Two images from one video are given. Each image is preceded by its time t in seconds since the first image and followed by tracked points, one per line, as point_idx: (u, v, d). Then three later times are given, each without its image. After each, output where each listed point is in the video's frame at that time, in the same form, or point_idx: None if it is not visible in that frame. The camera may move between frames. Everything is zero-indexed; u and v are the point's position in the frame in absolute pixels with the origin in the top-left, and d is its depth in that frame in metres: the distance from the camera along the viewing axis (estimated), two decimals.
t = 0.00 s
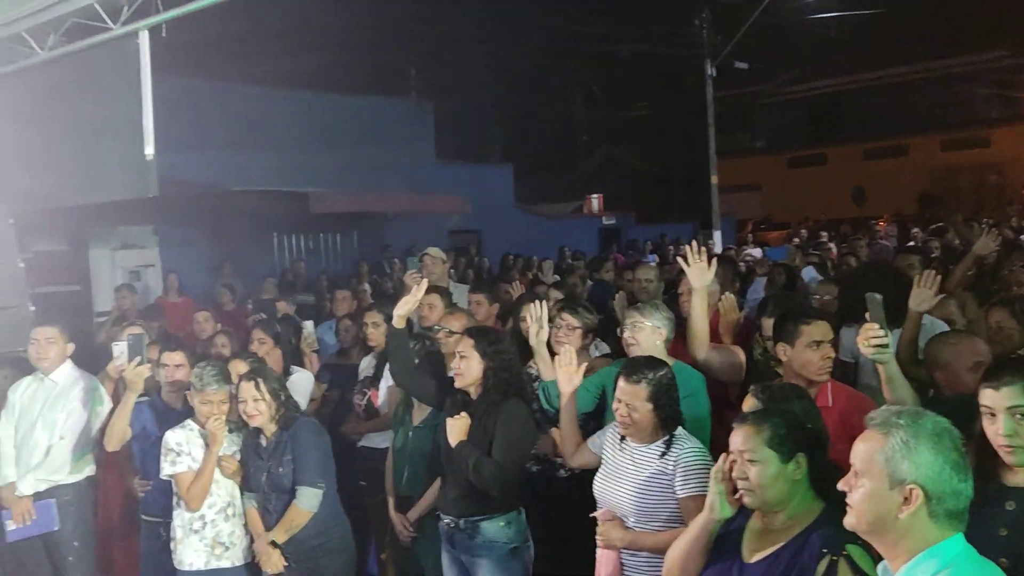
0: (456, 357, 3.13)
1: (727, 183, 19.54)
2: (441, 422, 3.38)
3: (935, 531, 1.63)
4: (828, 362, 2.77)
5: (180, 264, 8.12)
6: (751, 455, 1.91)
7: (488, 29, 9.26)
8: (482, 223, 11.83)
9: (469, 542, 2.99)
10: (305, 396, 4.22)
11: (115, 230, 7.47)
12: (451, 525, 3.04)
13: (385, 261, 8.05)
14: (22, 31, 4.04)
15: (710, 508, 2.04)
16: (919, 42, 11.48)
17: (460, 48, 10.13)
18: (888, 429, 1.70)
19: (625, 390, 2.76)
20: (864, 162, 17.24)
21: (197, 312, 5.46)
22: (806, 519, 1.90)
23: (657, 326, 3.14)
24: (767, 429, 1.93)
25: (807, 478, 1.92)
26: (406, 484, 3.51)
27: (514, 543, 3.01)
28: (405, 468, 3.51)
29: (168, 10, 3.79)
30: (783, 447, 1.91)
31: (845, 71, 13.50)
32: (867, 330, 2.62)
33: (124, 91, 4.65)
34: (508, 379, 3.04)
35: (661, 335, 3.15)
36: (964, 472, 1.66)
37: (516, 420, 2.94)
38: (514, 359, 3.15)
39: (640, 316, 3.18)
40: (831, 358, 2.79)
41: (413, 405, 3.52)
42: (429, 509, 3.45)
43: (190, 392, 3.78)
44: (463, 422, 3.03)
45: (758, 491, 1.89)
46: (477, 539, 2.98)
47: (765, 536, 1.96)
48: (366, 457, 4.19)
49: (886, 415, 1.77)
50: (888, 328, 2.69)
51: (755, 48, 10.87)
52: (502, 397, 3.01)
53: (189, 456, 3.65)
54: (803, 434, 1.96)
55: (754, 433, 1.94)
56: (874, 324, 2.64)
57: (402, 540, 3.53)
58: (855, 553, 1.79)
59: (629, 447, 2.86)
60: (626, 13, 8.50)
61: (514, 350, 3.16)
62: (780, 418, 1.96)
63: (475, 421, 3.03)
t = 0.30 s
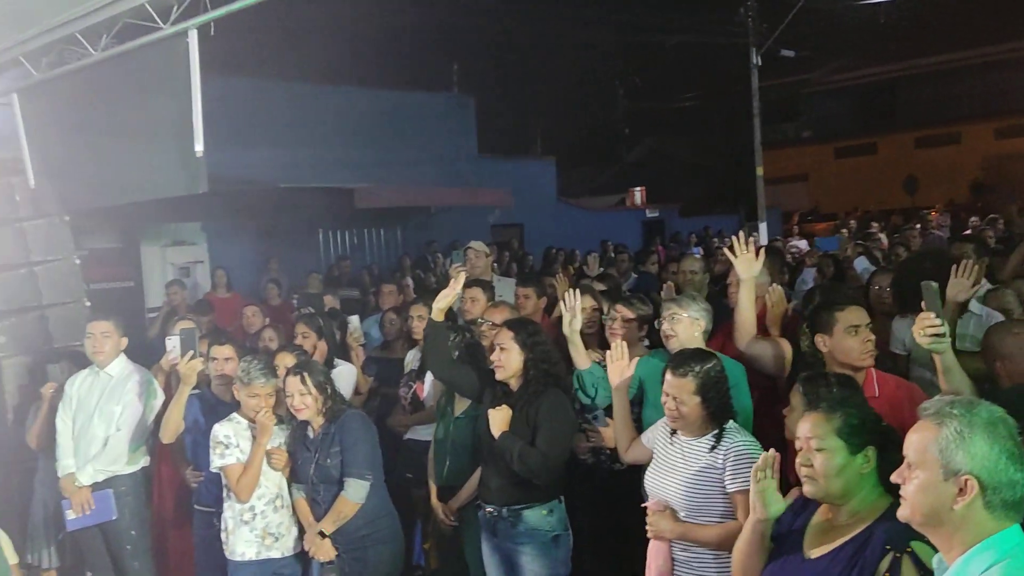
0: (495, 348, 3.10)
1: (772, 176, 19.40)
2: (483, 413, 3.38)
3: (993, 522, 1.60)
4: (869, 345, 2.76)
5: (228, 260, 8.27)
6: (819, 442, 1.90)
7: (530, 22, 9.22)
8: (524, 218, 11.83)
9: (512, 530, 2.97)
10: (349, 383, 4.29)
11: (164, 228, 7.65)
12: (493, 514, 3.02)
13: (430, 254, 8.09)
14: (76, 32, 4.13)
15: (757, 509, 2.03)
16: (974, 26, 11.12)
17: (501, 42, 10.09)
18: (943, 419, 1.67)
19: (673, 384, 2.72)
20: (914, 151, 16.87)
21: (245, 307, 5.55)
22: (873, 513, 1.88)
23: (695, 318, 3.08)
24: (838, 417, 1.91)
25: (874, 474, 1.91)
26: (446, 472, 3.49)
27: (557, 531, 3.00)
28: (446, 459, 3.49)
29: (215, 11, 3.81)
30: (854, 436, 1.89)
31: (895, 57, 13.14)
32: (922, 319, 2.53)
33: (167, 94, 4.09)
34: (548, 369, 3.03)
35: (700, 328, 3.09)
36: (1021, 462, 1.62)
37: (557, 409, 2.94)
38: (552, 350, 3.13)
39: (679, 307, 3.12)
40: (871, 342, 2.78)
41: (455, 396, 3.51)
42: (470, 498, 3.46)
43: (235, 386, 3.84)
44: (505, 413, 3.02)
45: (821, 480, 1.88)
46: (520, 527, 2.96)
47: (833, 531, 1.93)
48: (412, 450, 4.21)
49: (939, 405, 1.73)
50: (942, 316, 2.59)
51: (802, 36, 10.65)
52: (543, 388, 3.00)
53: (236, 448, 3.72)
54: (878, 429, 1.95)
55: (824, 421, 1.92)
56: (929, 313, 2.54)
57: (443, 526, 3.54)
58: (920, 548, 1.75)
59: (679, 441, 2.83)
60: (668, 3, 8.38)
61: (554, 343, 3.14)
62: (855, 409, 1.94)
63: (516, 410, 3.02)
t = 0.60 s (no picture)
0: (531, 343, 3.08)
1: (813, 168, 19.05)
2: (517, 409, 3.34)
3: None
4: (904, 336, 2.81)
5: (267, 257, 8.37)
6: (875, 435, 1.88)
7: (566, 14, 9.13)
8: (560, 212, 11.78)
9: (554, 522, 2.96)
10: (382, 378, 4.32)
11: (205, 226, 7.77)
12: (534, 506, 3.00)
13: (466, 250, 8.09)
14: (119, 34, 4.19)
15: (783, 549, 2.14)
16: None
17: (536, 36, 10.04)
18: (985, 413, 1.63)
19: (715, 377, 2.68)
20: (960, 141, 16.44)
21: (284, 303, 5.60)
22: (927, 511, 1.85)
23: (732, 312, 3.03)
24: (899, 414, 1.89)
25: (933, 473, 1.86)
26: (479, 465, 3.46)
27: (599, 522, 2.99)
28: (479, 456, 3.46)
29: (255, 11, 3.84)
30: (913, 433, 1.86)
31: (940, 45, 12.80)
32: (971, 314, 2.47)
33: (208, 91, 4.14)
34: (586, 362, 3.02)
35: (736, 322, 3.04)
36: None
37: (597, 402, 2.92)
38: (587, 344, 3.12)
39: (714, 301, 3.07)
40: (906, 332, 2.82)
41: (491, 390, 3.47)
42: (504, 492, 3.42)
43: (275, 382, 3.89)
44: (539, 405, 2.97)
45: (872, 473, 1.86)
46: (562, 518, 2.95)
47: (888, 529, 1.91)
48: (449, 445, 4.21)
49: (982, 399, 1.69)
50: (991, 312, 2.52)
51: (844, 25, 10.42)
52: (581, 380, 3.00)
53: (277, 443, 3.77)
54: (942, 428, 1.90)
55: (885, 414, 1.90)
56: (978, 308, 2.48)
57: (476, 518, 3.53)
58: (963, 549, 1.74)
59: (720, 436, 2.80)
60: None
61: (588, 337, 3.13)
62: (918, 407, 1.91)
63: (555, 403, 3.00)
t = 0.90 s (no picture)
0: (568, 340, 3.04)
1: (855, 161, 18.68)
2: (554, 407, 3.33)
3: None
4: (944, 333, 2.75)
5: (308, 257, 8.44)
6: (932, 431, 1.84)
7: (602, 10, 9.06)
8: (597, 209, 11.73)
9: (601, 517, 2.94)
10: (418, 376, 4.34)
11: (246, 224, 7.96)
12: (581, 502, 2.99)
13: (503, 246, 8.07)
14: (166, 37, 4.31)
15: None
16: None
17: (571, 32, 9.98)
18: None
19: (756, 373, 2.64)
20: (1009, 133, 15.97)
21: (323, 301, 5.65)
22: (976, 508, 1.82)
23: (774, 308, 2.99)
24: (959, 413, 1.83)
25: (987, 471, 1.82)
26: (514, 462, 3.43)
27: (646, 516, 2.97)
28: (512, 454, 3.44)
29: (295, 12, 3.86)
30: (971, 434, 1.81)
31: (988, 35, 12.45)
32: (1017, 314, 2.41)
33: (250, 92, 4.19)
34: (627, 356, 3.02)
35: (779, 318, 3.00)
36: None
37: (640, 397, 2.91)
38: (624, 341, 3.12)
39: (757, 297, 3.03)
40: (948, 329, 2.75)
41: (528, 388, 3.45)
42: (542, 487, 3.38)
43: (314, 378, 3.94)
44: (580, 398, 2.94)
45: (924, 470, 1.83)
46: (608, 513, 2.93)
47: (937, 529, 1.87)
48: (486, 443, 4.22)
49: None
50: None
51: (887, 16, 10.18)
52: (624, 373, 2.99)
53: (315, 440, 3.85)
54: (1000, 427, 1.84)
55: (945, 412, 1.85)
56: None
57: (510, 514, 3.48)
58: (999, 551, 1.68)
59: (758, 431, 2.76)
60: None
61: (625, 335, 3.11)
62: (979, 407, 1.85)
63: (595, 398, 2.99)
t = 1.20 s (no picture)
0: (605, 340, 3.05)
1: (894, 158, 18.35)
2: (590, 406, 3.32)
3: None
4: (983, 336, 2.69)
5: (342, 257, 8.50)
6: (974, 432, 1.79)
7: (634, 9, 8.99)
8: (630, 208, 11.66)
9: (637, 520, 2.93)
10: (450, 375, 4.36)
11: (282, 225, 8.02)
12: (618, 504, 2.98)
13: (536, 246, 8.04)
14: (204, 41, 4.42)
15: None
16: None
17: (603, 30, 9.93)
18: None
19: (786, 373, 2.61)
20: None
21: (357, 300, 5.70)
22: (1014, 511, 1.77)
23: (816, 306, 2.95)
24: (1005, 415, 1.79)
25: None
26: (548, 462, 3.42)
27: (684, 519, 2.95)
28: (546, 455, 3.43)
29: (331, 15, 3.90)
30: (1016, 436, 1.76)
31: None
32: None
33: (287, 94, 4.23)
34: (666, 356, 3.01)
35: (821, 316, 2.95)
36: None
37: (676, 396, 2.90)
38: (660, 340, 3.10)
39: (798, 295, 3.00)
40: (987, 332, 2.70)
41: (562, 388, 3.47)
42: (576, 483, 3.33)
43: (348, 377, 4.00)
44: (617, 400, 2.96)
45: (963, 470, 1.79)
46: (646, 517, 2.92)
47: (975, 528, 1.83)
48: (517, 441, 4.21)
49: None
50: None
51: (926, 10, 9.97)
52: (661, 371, 2.98)
53: (348, 439, 3.89)
54: None
55: (989, 414, 1.80)
56: None
57: (543, 516, 3.42)
58: None
59: (790, 428, 2.72)
60: None
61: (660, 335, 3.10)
62: None
63: (631, 395, 2.99)
